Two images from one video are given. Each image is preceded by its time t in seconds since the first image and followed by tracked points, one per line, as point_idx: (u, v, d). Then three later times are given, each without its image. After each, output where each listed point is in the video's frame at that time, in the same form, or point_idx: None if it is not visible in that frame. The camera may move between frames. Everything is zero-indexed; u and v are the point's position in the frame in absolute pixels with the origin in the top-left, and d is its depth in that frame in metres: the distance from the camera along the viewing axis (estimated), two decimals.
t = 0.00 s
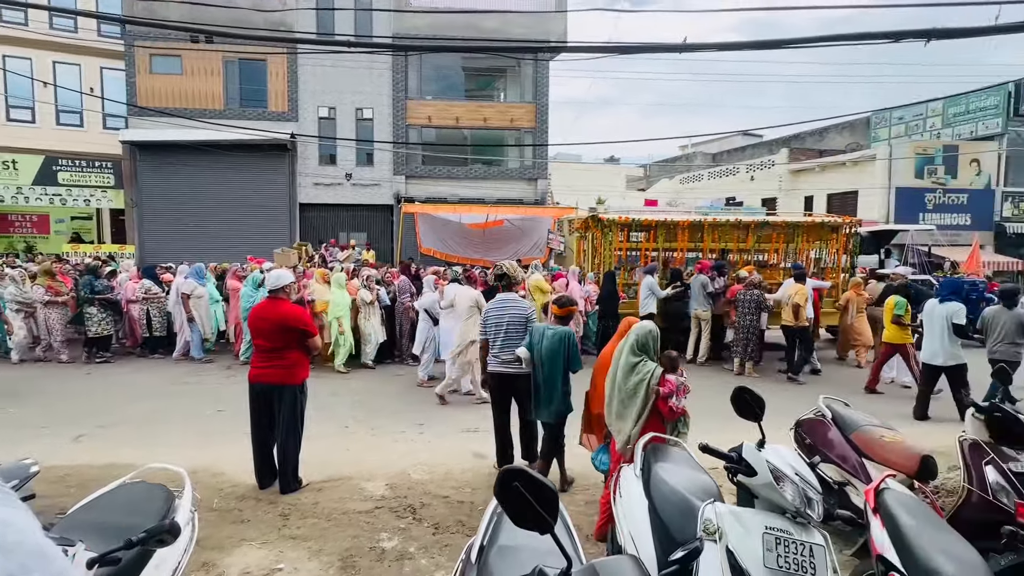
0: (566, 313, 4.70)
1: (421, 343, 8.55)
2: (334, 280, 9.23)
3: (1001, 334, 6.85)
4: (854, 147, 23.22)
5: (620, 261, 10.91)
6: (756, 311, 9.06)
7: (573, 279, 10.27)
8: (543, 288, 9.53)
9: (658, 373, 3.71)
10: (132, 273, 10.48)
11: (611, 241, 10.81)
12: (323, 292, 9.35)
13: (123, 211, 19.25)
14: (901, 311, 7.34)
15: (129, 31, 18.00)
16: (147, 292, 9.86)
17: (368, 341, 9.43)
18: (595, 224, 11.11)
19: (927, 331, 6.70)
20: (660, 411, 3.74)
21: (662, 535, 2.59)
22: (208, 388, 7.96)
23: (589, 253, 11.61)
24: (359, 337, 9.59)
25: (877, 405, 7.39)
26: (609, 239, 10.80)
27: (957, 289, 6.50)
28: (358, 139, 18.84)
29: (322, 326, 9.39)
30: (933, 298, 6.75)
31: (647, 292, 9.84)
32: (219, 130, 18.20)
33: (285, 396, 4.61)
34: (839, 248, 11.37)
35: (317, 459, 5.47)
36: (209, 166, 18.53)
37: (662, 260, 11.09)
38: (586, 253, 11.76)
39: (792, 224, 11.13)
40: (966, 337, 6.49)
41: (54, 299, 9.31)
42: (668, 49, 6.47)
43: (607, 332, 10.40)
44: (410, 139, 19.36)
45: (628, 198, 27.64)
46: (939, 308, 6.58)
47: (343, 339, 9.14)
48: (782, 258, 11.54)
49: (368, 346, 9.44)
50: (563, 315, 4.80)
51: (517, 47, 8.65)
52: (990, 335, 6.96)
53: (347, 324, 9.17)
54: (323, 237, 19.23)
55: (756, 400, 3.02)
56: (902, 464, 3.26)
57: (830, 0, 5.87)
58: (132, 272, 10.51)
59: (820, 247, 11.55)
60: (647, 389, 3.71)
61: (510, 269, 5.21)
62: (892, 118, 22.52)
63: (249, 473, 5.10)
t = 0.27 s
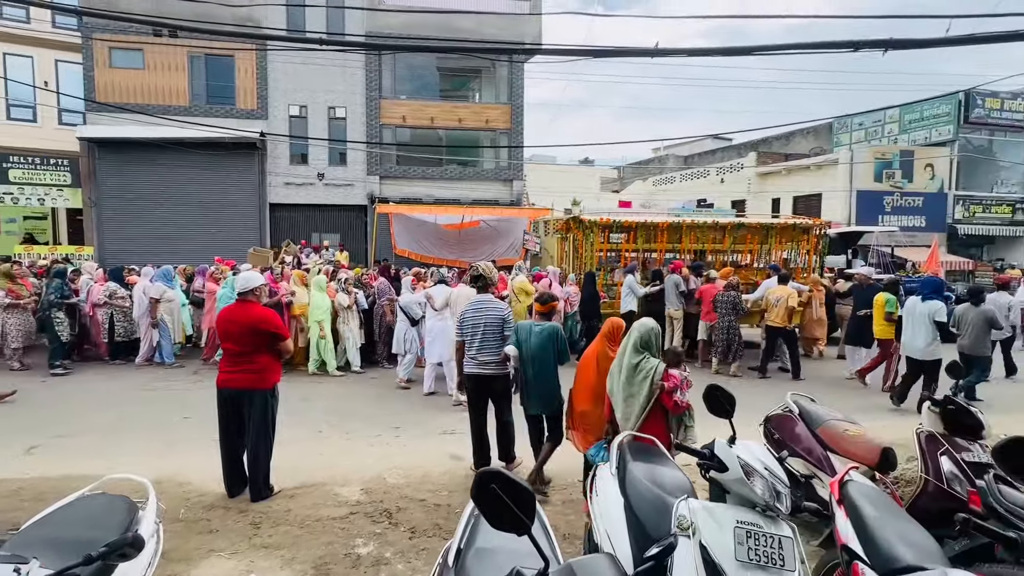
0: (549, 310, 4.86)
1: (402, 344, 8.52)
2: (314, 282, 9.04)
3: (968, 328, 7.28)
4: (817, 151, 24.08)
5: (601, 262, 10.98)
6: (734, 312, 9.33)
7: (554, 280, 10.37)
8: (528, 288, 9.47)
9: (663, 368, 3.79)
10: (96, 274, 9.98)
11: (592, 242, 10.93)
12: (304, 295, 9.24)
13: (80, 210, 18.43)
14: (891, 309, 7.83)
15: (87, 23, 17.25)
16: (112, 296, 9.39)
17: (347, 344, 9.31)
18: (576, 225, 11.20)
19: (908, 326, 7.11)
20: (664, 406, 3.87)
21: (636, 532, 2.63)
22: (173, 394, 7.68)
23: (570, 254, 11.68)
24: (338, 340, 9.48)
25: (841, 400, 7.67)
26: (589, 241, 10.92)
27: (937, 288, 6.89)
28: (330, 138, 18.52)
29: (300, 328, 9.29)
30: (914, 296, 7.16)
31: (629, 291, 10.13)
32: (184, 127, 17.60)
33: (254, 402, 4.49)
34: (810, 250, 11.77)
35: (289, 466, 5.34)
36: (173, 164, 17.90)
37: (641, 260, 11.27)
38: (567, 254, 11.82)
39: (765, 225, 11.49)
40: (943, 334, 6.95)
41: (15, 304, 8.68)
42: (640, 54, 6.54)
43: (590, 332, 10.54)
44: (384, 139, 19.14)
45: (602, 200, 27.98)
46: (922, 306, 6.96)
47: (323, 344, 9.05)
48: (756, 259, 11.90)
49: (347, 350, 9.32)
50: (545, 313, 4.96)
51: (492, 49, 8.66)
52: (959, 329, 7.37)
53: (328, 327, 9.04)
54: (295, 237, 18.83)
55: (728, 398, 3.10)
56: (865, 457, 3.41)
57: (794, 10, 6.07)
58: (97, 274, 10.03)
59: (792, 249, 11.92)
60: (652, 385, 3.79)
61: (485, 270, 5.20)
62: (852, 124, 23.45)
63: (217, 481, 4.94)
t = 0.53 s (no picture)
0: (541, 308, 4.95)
1: (388, 346, 8.49)
2: (301, 283, 8.88)
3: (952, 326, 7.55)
4: (793, 153, 24.67)
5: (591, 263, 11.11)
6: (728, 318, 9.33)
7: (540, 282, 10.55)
8: (518, 290, 9.54)
9: (664, 365, 3.99)
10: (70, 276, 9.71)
11: (583, 244, 11.00)
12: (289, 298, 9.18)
13: (48, 211, 17.83)
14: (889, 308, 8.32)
15: (54, 17, 16.70)
16: (88, 299, 9.18)
17: (332, 348, 9.13)
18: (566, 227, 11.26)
19: (897, 324, 7.63)
20: (662, 401, 4.04)
21: (618, 530, 2.66)
22: (148, 399, 7.48)
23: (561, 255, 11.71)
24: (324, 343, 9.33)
25: (816, 397, 7.87)
26: (580, 241, 10.98)
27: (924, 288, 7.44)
28: (310, 138, 18.29)
29: (285, 331, 9.15)
30: (903, 296, 7.66)
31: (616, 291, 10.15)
32: (158, 125, 17.16)
33: (232, 406, 4.39)
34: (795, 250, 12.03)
35: (268, 471, 5.25)
36: (147, 164, 17.43)
37: (630, 260, 11.43)
38: (557, 254, 11.94)
39: (750, 226, 11.78)
40: (930, 333, 7.49)
41: None
42: (620, 57, 6.62)
43: (581, 333, 10.35)
44: (365, 139, 18.95)
45: (584, 201, 28.18)
46: (913, 305, 7.47)
47: (314, 346, 8.96)
48: (741, 258, 12.13)
49: (331, 353, 9.15)
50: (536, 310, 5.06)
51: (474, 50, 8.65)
52: (944, 326, 7.63)
53: (319, 330, 8.96)
54: (274, 238, 18.52)
55: (707, 397, 3.15)
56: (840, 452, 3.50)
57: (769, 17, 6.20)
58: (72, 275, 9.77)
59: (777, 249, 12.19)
60: (653, 381, 3.97)
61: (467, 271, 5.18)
62: (826, 127, 24.07)
63: (194, 489, 4.83)
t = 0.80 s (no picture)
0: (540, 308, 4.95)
1: (377, 348, 8.42)
2: (293, 285, 8.81)
3: (949, 324, 7.86)
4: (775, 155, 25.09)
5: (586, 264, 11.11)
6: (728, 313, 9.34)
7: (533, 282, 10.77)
8: (510, 291, 10.16)
9: (666, 362, 4.10)
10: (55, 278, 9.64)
11: (578, 245, 10.93)
12: (280, 300, 9.11)
13: (23, 212, 17.37)
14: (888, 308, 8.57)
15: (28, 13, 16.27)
16: (71, 301, 9.12)
17: (320, 351, 9.05)
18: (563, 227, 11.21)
19: (892, 322, 7.78)
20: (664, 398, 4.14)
21: (605, 529, 2.67)
22: (127, 403, 7.33)
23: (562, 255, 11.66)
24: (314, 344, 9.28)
25: (799, 394, 8.02)
26: (576, 242, 11.08)
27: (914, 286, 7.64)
28: (294, 138, 18.09)
29: (276, 334, 9.05)
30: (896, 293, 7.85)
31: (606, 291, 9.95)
32: (137, 124, 16.82)
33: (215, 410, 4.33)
34: (785, 250, 12.26)
35: (253, 475, 5.17)
36: (126, 163, 17.06)
37: (621, 261, 11.53)
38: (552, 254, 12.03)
39: (741, 226, 11.96)
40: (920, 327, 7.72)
41: None
42: (604, 59, 6.67)
43: (574, 333, 10.11)
44: (350, 140, 18.80)
45: (571, 201, 28.31)
46: (905, 301, 7.63)
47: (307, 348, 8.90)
48: (733, 258, 12.32)
49: (319, 357, 9.06)
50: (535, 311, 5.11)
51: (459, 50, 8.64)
52: (942, 324, 7.90)
53: (310, 332, 8.91)
54: (258, 239, 18.28)
55: (692, 396, 3.18)
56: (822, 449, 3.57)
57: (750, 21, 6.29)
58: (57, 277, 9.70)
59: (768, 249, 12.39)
60: (656, 378, 4.08)
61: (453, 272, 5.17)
62: (807, 129, 24.51)
63: (175, 494, 4.74)
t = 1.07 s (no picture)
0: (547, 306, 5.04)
1: (370, 349, 8.35)
2: (282, 287, 8.70)
3: (950, 320, 7.98)
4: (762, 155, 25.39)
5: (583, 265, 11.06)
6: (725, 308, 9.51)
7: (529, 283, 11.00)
8: (505, 289, 10.45)
9: (673, 358, 4.21)
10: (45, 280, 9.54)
11: (578, 246, 11.01)
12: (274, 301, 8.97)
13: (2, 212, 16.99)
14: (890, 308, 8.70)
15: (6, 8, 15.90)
16: (58, 304, 8.98)
17: (311, 353, 8.98)
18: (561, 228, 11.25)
19: (888, 320, 7.81)
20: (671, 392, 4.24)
21: (595, 528, 2.68)
22: (110, 407, 7.20)
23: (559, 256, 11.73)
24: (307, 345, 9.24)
25: (785, 392, 8.12)
26: (574, 242, 11.08)
27: (907, 284, 7.73)
28: (282, 138, 17.92)
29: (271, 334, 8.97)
30: (891, 291, 7.89)
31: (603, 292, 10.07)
32: (120, 123, 16.53)
33: (201, 414, 4.26)
34: (779, 249, 12.49)
35: (239, 479, 5.11)
36: (108, 163, 16.75)
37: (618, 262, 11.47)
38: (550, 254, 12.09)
39: (736, 226, 12.07)
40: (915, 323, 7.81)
41: None
42: (593, 60, 6.69)
43: (568, 333, 10.14)
44: (339, 139, 18.66)
45: (561, 201, 28.39)
46: (899, 299, 7.71)
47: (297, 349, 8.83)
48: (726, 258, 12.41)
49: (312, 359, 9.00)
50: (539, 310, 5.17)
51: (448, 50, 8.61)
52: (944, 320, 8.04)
53: (302, 333, 8.84)
54: (245, 240, 18.08)
55: (680, 395, 3.21)
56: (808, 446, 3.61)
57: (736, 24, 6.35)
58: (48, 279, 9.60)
59: (762, 249, 12.58)
60: (663, 373, 4.17)
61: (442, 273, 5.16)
62: (793, 131, 24.83)
63: (160, 499, 4.67)
